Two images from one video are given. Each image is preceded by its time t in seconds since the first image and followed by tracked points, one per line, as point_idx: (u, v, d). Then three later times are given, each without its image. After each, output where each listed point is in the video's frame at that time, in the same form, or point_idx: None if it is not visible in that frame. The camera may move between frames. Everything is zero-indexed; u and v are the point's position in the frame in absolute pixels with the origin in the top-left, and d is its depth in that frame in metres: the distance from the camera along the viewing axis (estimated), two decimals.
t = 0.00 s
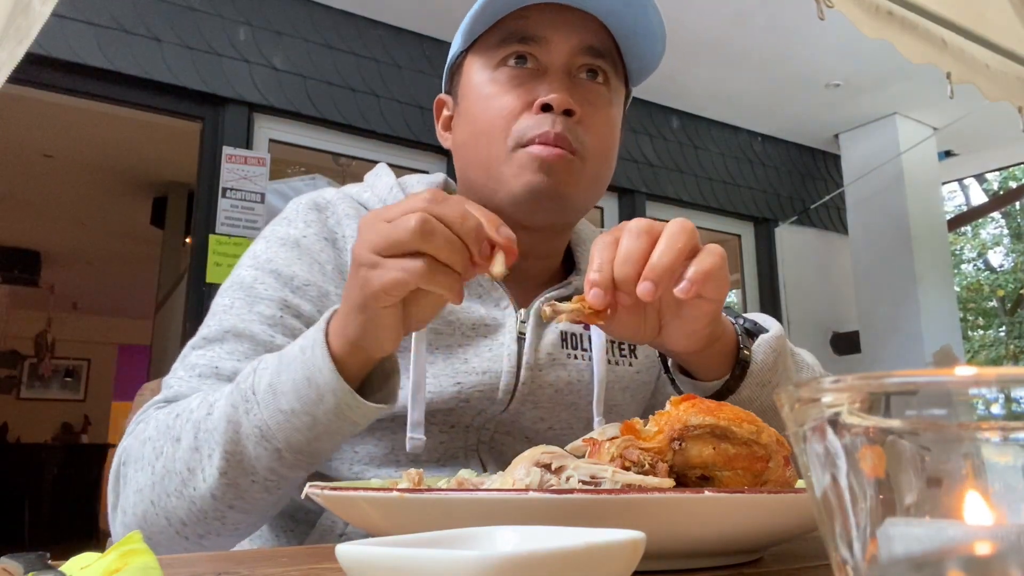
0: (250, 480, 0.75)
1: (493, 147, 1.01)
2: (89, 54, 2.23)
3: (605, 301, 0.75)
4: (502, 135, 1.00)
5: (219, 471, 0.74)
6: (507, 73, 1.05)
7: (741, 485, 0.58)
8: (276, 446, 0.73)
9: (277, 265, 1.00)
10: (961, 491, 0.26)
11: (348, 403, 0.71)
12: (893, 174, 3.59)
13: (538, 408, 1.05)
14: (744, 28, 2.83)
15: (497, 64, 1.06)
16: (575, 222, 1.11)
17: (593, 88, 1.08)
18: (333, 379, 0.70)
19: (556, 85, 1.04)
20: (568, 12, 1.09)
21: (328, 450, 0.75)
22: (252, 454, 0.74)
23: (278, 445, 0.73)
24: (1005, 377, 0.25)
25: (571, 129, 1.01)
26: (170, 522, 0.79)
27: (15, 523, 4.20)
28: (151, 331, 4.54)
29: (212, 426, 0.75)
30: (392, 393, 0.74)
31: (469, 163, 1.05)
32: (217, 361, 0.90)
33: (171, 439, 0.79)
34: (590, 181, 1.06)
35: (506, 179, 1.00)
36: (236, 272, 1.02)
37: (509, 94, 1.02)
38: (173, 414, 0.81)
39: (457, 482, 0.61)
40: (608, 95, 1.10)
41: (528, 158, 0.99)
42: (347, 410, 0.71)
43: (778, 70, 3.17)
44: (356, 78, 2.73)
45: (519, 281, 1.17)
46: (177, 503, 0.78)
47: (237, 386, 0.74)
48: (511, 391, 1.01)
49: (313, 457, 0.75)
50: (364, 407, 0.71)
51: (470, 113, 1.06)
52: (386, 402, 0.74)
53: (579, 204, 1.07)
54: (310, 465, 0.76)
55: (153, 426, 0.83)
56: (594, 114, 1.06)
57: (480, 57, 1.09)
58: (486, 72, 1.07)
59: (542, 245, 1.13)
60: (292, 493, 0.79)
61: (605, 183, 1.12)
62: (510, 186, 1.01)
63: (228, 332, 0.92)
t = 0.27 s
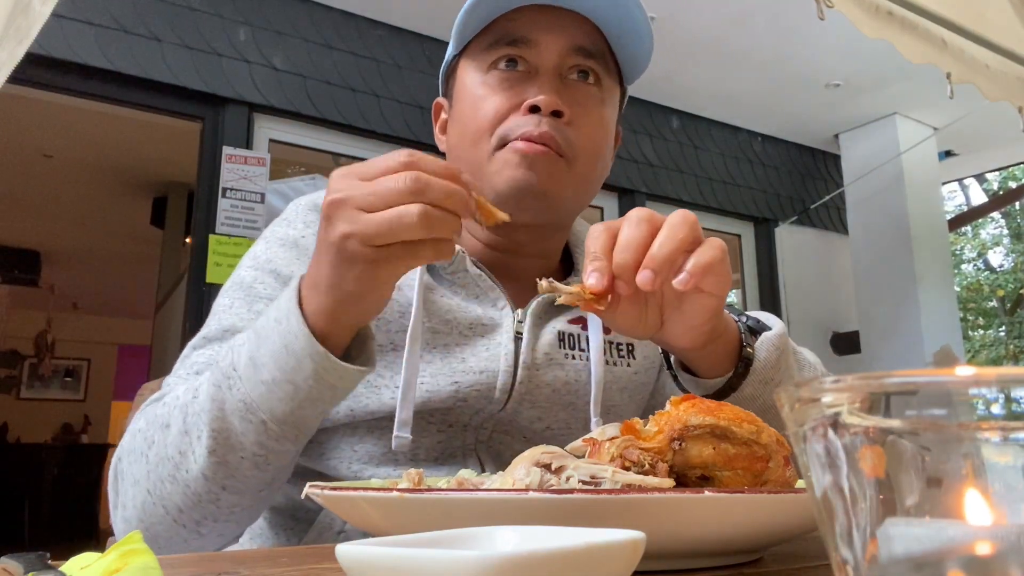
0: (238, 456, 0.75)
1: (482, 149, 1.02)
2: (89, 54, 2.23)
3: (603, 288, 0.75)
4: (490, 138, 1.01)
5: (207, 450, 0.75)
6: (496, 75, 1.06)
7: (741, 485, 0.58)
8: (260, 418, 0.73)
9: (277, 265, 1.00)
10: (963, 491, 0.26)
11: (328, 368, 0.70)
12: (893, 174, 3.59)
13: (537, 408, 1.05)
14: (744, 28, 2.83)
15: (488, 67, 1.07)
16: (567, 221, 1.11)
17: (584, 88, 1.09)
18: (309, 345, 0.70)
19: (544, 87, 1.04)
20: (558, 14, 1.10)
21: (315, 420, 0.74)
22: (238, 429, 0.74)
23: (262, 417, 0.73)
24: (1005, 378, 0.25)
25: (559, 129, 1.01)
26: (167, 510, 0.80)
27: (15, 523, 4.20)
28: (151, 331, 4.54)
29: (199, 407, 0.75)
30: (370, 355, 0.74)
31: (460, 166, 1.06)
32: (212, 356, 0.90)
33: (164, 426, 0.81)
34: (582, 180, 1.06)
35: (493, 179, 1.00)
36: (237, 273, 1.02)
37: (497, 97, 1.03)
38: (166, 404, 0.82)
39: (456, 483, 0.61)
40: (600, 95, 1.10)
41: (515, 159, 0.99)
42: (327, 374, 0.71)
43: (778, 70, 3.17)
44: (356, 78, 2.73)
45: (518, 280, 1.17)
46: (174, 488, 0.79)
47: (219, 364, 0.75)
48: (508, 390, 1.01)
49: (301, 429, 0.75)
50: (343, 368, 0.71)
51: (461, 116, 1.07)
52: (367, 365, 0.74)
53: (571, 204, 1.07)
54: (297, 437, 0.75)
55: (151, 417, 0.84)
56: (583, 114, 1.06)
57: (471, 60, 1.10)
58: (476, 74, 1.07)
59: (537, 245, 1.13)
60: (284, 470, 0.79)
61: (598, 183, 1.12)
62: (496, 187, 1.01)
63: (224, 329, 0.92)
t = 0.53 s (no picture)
0: (253, 432, 0.75)
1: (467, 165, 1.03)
2: (89, 54, 2.23)
3: (600, 283, 0.75)
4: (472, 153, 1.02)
5: (221, 429, 0.74)
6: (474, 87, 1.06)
7: (741, 485, 0.58)
8: (272, 391, 0.72)
9: (281, 262, 1.00)
10: (965, 490, 0.26)
11: (340, 336, 0.71)
12: (893, 174, 3.59)
13: (536, 407, 1.05)
14: (744, 28, 2.83)
15: (465, 79, 1.07)
16: (561, 223, 1.11)
17: (564, 89, 1.08)
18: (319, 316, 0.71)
19: (520, 93, 1.04)
20: (531, 18, 1.08)
21: (326, 391, 0.74)
22: (251, 405, 0.73)
23: (275, 391, 0.72)
24: (1005, 377, 0.25)
25: (536, 136, 1.01)
26: (180, 493, 0.79)
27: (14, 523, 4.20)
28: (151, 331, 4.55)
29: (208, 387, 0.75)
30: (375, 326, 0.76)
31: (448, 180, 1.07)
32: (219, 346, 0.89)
33: (172, 411, 0.80)
34: (569, 183, 1.06)
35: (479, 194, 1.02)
36: (241, 271, 1.02)
37: (475, 108, 1.04)
38: (173, 390, 0.82)
39: (456, 483, 0.61)
40: (581, 96, 1.09)
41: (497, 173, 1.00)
42: (339, 343, 0.71)
43: (778, 70, 3.17)
44: (356, 78, 2.73)
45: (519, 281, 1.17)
46: (187, 471, 0.78)
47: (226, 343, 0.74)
48: (508, 390, 1.01)
49: (313, 402, 0.75)
50: (356, 337, 0.72)
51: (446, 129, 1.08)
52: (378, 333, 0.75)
53: (561, 207, 1.07)
54: (309, 411, 0.75)
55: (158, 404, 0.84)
56: (563, 115, 1.05)
57: (450, 74, 1.11)
58: (456, 88, 1.08)
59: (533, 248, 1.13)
60: (297, 445, 0.79)
61: (589, 184, 1.12)
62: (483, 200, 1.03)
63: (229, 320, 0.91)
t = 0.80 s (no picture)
0: (218, 466, 0.76)
1: (452, 176, 1.03)
2: (89, 54, 2.23)
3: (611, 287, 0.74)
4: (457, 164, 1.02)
5: (187, 459, 0.75)
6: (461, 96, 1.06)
7: (741, 485, 0.58)
8: (237, 427, 0.73)
9: (278, 267, 1.00)
10: (965, 490, 0.26)
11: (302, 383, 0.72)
12: (893, 174, 3.59)
13: (533, 407, 1.05)
14: (744, 27, 2.83)
15: (452, 87, 1.07)
16: (553, 230, 1.11)
17: (552, 95, 1.06)
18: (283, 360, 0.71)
19: (506, 101, 1.03)
20: (517, 23, 1.06)
21: (290, 432, 0.75)
22: (217, 437, 0.74)
23: (239, 426, 0.73)
24: (1006, 378, 0.25)
25: (519, 147, 1.00)
26: (152, 514, 0.81)
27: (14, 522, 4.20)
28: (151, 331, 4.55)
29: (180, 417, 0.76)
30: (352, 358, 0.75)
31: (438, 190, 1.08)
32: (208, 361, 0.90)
33: (152, 430, 0.81)
34: (557, 192, 1.05)
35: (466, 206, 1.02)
36: (239, 277, 1.03)
37: (460, 118, 1.03)
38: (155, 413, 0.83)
39: (456, 483, 0.61)
40: (569, 103, 1.07)
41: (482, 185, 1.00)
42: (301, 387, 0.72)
43: (778, 70, 3.17)
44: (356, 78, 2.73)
45: (517, 283, 1.17)
46: (157, 496, 0.79)
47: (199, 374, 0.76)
48: (501, 390, 1.01)
49: (276, 442, 0.75)
50: (316, 386, 0.72)
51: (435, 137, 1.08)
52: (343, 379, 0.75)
53: (550, 216, 1.07)
54: (275, 449, 0.76)
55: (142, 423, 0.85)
56: (550, 123, 1.04)
57: (439, 81, 1.10)
58: (444, 96, 1.08)
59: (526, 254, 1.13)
60: (265, 481, 0.79)
61: (580, 191, 1.11)
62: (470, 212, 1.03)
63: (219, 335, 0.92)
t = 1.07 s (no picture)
0: (187, 441, 0.76)
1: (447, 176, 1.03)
2: (89, 54, 2.23)
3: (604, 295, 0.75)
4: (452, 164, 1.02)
5: (158, 430, 0.76)
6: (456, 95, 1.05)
7: (741, 485, 0.58)
8: (206, 401, 0.73)
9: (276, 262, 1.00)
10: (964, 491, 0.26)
11: (271, 352, 0.70)
12: (893, 174, 3.59)
13: (530, 406, 1.05)
14: (745, 27, 2.83)
15: (447, 86, 1.06)
16: (548, 229, 1.11)
17: (546, 94, 1.06)
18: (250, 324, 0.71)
19: (501, 100, 1.03)
20: (510, 22, 1.06)
21: (264, 412, 0.74)
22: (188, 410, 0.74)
23: (208, 400, 0.73)
24: (1005, 378, 0.25)
25: (514, 145, 1.00)
26: (127, 489, 0.81)
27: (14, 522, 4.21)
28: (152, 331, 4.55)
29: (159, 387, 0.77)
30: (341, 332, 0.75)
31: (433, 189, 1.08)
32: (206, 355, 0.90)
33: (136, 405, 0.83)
34: (552, 190, 1.05)
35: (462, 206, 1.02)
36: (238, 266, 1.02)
37: (454, 116, 1.03)
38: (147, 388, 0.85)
39: (456, 483, 0.61)
40: (563, 101, 1.07)
41: (476, 185, 1.00)
42: (270, 361, 0.71)
43: (778, 70, 3.17)
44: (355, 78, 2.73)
45: (514, 282, 1.17)
46: (132, 468, 0.80)
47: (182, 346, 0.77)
48: (498, 389, 1.01)
49: (249, 421, 0.74)
50: (289, 357, 0.71)
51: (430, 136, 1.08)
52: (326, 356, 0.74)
53: (544, 214, 1.07)
54: (245, 430, 0.74)
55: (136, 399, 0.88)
56: (545, 122, 1.04)
57: (434, 80, 1.10)
58: (439, 95, 1.07)
59: (519, 251, 1.13)
60: (237, 466, 0.78)
61: (575, 189, 1.11)
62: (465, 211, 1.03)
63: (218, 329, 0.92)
